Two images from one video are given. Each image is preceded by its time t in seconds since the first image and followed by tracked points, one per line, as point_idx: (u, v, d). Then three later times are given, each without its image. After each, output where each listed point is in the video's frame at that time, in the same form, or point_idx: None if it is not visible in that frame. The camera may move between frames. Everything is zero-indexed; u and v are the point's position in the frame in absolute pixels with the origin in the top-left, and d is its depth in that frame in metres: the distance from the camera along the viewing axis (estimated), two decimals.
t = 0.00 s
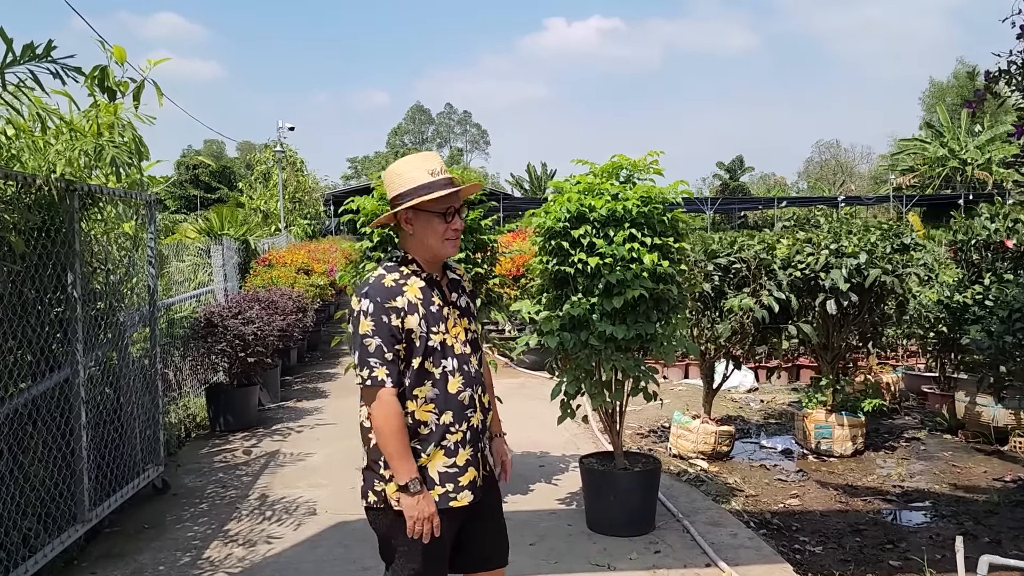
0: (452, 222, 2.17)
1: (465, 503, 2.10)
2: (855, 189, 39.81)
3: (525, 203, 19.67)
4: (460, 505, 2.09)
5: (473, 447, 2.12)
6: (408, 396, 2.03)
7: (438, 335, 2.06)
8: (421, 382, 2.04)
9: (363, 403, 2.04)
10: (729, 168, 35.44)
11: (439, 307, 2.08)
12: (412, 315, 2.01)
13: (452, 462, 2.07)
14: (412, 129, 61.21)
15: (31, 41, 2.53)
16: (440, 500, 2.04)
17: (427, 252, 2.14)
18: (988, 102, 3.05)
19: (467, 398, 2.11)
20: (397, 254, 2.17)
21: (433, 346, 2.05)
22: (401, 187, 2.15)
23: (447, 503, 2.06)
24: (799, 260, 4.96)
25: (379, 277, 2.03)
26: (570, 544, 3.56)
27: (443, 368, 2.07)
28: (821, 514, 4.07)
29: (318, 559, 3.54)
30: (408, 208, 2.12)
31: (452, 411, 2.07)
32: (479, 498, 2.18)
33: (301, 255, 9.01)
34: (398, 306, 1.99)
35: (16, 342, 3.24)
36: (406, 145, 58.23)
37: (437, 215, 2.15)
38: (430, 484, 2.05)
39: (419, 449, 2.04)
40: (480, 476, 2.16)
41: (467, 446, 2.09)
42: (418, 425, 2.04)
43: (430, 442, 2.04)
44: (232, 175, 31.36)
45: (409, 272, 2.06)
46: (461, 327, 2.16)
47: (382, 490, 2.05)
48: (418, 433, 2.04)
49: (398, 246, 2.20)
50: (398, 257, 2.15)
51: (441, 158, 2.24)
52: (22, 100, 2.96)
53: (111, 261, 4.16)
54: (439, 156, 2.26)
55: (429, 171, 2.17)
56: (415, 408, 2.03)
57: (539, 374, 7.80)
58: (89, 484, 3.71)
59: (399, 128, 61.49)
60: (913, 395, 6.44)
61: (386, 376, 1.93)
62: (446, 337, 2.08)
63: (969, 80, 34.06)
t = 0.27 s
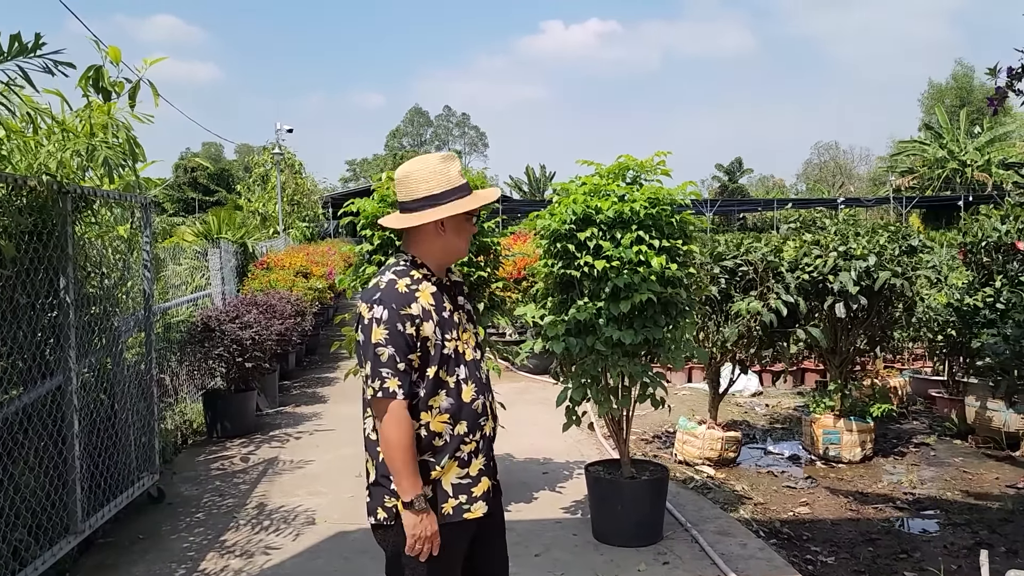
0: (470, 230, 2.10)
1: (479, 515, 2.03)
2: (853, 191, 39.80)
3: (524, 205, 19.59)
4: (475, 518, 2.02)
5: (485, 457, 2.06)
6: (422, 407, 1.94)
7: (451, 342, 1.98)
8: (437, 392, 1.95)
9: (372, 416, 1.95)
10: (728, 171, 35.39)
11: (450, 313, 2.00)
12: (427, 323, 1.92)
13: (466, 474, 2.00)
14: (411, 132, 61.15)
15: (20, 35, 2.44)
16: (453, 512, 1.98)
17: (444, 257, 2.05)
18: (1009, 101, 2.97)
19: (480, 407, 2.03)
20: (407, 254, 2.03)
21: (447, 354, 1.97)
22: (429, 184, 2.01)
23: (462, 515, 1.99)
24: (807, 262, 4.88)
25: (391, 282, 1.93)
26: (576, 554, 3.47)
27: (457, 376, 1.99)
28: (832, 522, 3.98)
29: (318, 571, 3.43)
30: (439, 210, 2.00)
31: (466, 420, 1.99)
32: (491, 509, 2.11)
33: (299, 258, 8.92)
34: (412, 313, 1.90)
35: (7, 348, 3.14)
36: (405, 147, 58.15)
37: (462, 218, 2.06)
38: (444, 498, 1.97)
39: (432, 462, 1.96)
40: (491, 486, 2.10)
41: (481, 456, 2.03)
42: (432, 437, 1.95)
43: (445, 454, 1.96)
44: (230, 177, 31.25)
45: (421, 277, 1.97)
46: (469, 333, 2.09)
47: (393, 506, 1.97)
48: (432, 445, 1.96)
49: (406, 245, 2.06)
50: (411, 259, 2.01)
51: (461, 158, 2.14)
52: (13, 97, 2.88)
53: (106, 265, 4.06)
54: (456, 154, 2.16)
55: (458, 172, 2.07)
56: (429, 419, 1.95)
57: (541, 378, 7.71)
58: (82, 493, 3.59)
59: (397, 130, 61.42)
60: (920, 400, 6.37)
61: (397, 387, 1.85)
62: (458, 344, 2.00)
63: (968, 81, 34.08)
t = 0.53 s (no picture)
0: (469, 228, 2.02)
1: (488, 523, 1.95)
2: (855, 193, 39.72)
3: (525, 208, 19.52)
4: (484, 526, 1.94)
5: (491, 461, 1.97)
6: (427, 412, 1.84)
7: (454, 343, 1.89)
8: (441, 395, 1.85)
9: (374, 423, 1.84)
10: (729, 173, 35.31)
11: (449, 313, 1.91)
12: (430, 323, 1.83)
13: (473, 480, 1.92)
14: (411, 135, 61.12)
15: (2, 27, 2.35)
16: (462, 522, 1.90)
17: (442, 255, 1.97)
18: None
19: (484, 410, 1.95)
20: (403, 252, 1.94)
21: (450, 356, 1.87)
22: (424, 179, 1.93)
23: (471, 524, 1.91)
24: (814, 263, 4.79)
25: (390, 281, 1.83)
26: (579, 564, 3.36)
27: (461, 378, 1.90)
28: (841, 530, 3.88)
29: None
30: (437, 205, 1.91)
31: (471, 424, 1.91)
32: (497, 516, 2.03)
33: (298, 261, 8.84)
34: (414, 313, 1.80)
35: None
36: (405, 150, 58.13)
37: (459, 215, 1.98)
38: (452, 506, 1.89)
39: (439, 469, 1.87)
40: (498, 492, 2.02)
41: (487, 461, 1.95)
42: (438, 443, 1.86)
43: (451, 460, 1.88)
44: (230, 180, 31.20)
45: (419, 275, 1.87)
46: (468, 333, 2.00)
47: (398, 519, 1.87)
48: (437, 451, 1.87)
49: (400, 244, 1.97)
50: (407, 257, 1.92)
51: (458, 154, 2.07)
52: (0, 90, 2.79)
53: (98, 268, 3.98)
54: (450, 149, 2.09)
55: (454, 167, 1.99)
56: (434, 424, 1.85)
57: (543, 382, 7.62)
58: (71, 502, 3.48)
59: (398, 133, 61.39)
60: (928, 403, 6.28)
61: (401, 391, 1.74)
62: (460, 345, 1.91)
63: (969, 83, 34.04)
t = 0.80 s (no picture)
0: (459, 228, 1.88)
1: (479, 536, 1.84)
2: (859, 194, 39.52)
3: (526, 209, 19.39)
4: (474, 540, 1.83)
5: (482, 471, 1.86)
6: (416, 423, 1.71)
7: (443, 349, 1.75)
8: (431, 406, 1.73)
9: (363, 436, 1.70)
10: (732, 174, 35.16)
11: (438, 317, 1.77)
12: (421, 329, 1.69)
13: (465, 493, 1.80)
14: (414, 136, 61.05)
15: None
16: (452, 536, 1.79)
17: (430, 257, 1.82)
18: None
19: (475, 418, 1.83)
20: (387, 252, 1.78)
21: (440, 364, 1.74)
22: (416, 175, 1.78)
23: (461, 537, 1.80)
24: (820, 264, 4.66)
25: (377, 286, 1.68)
26: None
27: (451, 386, 1.77)
28: (850, 539, 3.74)
29: None
30: (430, 205, 1.76)
31: (463, 434, 1.78)
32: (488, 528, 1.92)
33: (295, 262, 8.72)
34: (403, 320, 1.66)
35: None
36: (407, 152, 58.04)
37: (451, 214, 1.84)
38: (441, 519, 1.78)
39: (429, 482, 1.75)
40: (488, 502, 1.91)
41: (478, 471, 1.84)
42: (428, 456, 1.74)
43: (443, 473, 1.76)
44: (231, 182, 31.13)
45: (406, 278, 1.73)
46: (456, 338, 1.86)
47: (385, 536, 1.77)
48: (428, 464, 1.75)
49: (384, 243, 1.82)
50: (393, 258, 1.77)
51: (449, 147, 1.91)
52: None
53: (84, 268, 3.87)
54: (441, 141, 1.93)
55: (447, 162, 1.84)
56: (425, 436, 1.73)
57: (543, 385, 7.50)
58: (51, 511, 3.34)
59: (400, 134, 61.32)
60: (937, 407, 6.15)
61: (396, 405, 1.61)
62: (450, 351, 1.78)
63: (974, 83, 33.83)
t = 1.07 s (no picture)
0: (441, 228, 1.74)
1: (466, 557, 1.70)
2: (865, 194, 39.26)
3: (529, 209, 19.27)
4: (461, 561, 1.69)
5: (468, 488, 1.71)
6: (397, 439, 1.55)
7: (425, 358, 1.60)
8: (413, 420, 1.57)
9: (337, 452, 1.55)
10: (736, 174, 34.96)
11: (418, 323, 1.63)
12: (399, 338, 1.54)
13: (449, 510, 1.66)
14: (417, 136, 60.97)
15: None
16: (436, 557, 1.64)
17: (409, 260, 1.69)
18: None
19: (461, 431, 1.68)
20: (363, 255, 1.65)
21: (421, 374, 1.59)
22: (393, 173, 1.64)
23: (445, 559, 1.66)
24: (828, 265, 4.52)
25: (350, 292, 1.54)
26: None
27: (435, 398, 1.61)
28: (859, 552, 3.60)
29: None
30: (407, 204, 1.62)
31: (447, 449, 1.63)
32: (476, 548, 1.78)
33: (293, 262, 8.61)
34: (379, 328, 1.51)
35: None
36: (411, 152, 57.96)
37: (432, 212, 1.69)
38: (425, 539, 1.63)
39: (412, 501, 1.60)
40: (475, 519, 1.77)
41: (464, 488, 1.69)
42: (411, 473, 1.58)
43: (427, 490, 1.60)
44: (233, 182, 31.07)
45: (383, 282, 1.59)
46: (439, 345, 1.71)
47: (366, 558, 1.62)
48: (411, 482, 1.59)
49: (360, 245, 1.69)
50: (370, 261, 1.63)
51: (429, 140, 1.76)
52: None
53: (68, 268, 3.74)
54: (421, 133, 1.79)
55: (426, 156, 1.70)
56: (406, 452, 1.57)
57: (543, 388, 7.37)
58: (26, 522, 3.20)
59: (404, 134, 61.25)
60: (947, 412, 5.99)
61: (372, 420, 1.46)
62: (433, 359, 1.63)
63: (981, 82, 33.57)
